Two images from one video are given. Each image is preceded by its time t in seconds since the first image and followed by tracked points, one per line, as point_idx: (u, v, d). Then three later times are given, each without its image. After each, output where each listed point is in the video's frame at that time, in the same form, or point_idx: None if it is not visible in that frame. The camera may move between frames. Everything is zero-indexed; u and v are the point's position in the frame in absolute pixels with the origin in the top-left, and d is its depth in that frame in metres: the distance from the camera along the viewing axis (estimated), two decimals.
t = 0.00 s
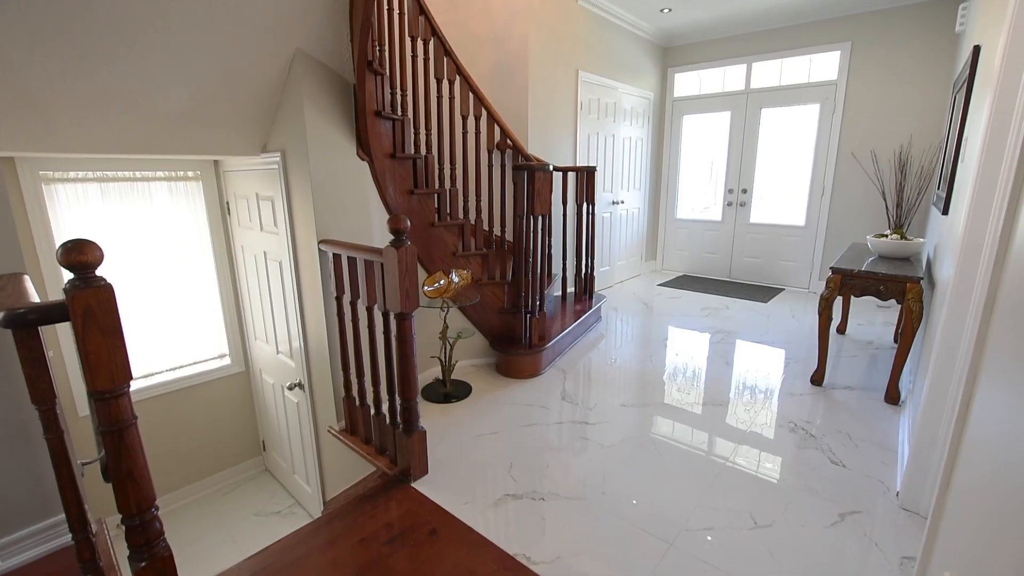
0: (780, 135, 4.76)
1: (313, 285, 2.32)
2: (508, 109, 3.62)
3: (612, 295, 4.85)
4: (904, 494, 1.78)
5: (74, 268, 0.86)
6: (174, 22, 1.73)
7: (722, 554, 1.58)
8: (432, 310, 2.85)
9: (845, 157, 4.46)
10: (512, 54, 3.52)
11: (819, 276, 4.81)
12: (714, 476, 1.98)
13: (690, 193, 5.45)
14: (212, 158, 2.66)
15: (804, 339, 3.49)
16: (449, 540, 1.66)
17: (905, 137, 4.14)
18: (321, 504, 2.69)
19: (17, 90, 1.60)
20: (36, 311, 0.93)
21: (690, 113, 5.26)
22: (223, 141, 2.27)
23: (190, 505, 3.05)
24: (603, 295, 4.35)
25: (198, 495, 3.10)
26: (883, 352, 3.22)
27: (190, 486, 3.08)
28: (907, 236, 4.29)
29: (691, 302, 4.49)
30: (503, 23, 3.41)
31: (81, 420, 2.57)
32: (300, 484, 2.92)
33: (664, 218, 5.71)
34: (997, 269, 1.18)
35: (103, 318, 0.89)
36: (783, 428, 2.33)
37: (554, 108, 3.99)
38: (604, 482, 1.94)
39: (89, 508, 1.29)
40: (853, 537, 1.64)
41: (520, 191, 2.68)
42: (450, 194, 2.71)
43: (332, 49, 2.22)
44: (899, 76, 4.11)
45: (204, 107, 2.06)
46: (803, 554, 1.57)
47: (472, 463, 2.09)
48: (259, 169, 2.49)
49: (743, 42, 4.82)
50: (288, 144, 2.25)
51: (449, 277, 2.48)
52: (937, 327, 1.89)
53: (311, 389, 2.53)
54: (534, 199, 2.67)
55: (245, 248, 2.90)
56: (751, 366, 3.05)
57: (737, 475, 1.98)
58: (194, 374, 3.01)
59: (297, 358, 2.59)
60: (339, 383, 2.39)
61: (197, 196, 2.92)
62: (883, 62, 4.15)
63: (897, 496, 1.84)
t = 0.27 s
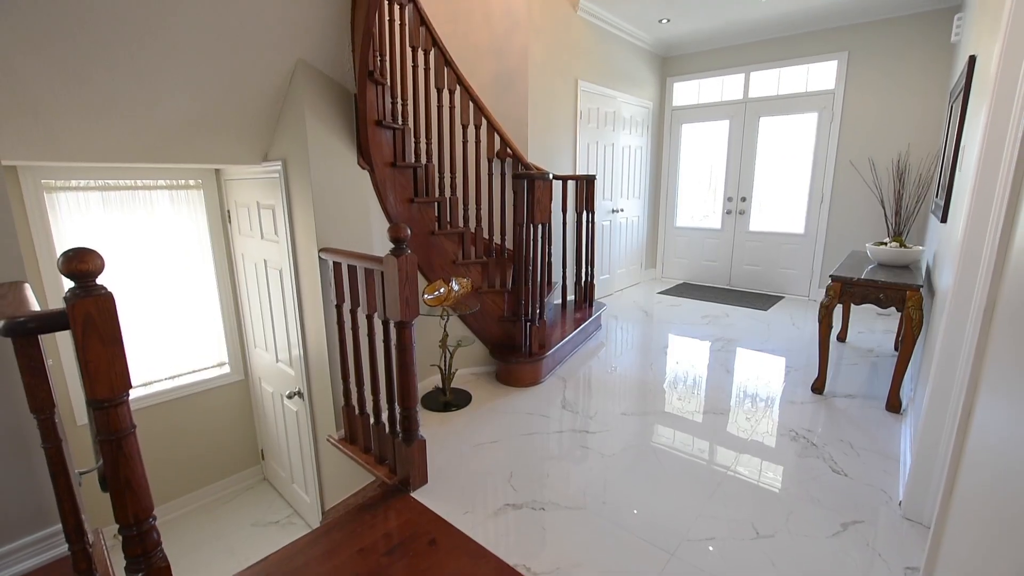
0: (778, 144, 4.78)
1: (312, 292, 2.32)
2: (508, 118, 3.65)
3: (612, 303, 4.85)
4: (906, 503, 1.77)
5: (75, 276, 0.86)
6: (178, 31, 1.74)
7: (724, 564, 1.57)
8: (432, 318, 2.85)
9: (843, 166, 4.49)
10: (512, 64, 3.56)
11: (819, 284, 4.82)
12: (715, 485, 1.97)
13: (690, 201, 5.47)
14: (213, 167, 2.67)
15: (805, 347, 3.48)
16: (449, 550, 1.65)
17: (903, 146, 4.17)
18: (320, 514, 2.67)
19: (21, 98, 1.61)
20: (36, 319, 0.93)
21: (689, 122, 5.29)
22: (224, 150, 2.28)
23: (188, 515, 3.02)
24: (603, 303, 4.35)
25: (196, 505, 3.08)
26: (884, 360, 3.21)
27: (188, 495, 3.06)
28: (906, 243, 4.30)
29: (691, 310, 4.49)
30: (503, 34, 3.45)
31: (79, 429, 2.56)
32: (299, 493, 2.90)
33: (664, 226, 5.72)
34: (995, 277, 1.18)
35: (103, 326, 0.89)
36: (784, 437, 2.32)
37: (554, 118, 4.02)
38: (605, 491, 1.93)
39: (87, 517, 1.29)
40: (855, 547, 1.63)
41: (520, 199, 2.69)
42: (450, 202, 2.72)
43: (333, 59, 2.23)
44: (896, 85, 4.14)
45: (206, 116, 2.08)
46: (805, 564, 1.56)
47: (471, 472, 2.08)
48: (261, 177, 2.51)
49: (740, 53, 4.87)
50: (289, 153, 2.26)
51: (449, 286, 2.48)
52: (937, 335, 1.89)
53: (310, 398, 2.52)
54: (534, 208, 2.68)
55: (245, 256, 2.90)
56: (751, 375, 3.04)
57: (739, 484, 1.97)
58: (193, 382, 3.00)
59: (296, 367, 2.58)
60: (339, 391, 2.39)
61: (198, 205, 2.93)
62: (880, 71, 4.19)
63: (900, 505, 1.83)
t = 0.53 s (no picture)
0: (777, 154, 4.82)
1: (312, 302, 2.32)
2: (508, 129, 3.68)
3: (612, 312, 4.85)
4: (910, 514, 1.75)
5: (76, 287, 0.86)
6: (182, 43, 1.76)
7: None
8: (432, 327, 2.85)
9: (842, 176, 4.51)
10: (513, 76, 3.60)
11: (819, 293, 4.82)
12: (717, 495, 1.95)
13: (689, 210, 5.49)
14: (215, 178, 2.69)
15: (805, 357, 3.48)
16: (448, 562, 1.63)
17: (901, 156, 4.19)
18: (318, 525, 2.65)
19: (24, 107, 1.62)
20: (36, 329, 0.93)
21: (688, 132, 5.33)
22: (226, 160, 2.29)
23: (184, 526, 3.00)
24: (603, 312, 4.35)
25: (193, 516, 3.05)
26: (885, 369, 3.20)
27: (185, 506, 3.03)
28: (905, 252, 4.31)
29: (691, 320, 4.49)
30: (503, 46, 3.49)
31: (77, 439, 2.56)
32: (297, 504, 2.88)
33: (663, 235, 5.74)
34: (995, 286, 1.19)
35: (103, 336, 0.89)
36: (786, 447, 2.31)
37: (554, 129, 4.05)
38: (605, 502, 1.92)
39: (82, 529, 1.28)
40: (859, 559, 1.61)
41: (520, 209, 2.70)
42: (451, 212, 2.73)
43: (335, 71, 2.25)
44: (893, 96, 4.17)
45: (208, 127, 2.09)
46: None
47: (471, 483, 2.07)
48: (262, 187, 2.52)
49: (738, 64, 4.92)
50: (290, 163, 2.28)
51: (449, 295, 2.48)
52: (938, 344, 1.88)
53: (309, 408, 2.51)
54: (534, 218, 2.69)
55: (246, 266, 2.91)
56: (752, 384, 3.03)
57: (741, 495, 1.95)
58: (192, 392, 2.99)
59: (296, 377, 2.57)
60: (338, 402, 2.38)
61: (199, 214, 2.94)
62: (876, 82, 4.23)
63: (903, 516, 1.81)
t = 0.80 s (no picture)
0: (775, 163, 4.84)
1: (312, 310, 2.32)
2: (508, 139, 3.71)
3: (611, 320, 4.84)
4: (913, 524, 1.74)
5: (77, 296, 0.86)
6: (186, 52, 1.78)
7: None
8: (432, 336, 2.84)
9: (840, 185, 4.53)
10: (512, 86, 3.63)
11: (820, 302, 4.81)
12: (719, 506, 1.94)
13: (689, 219, 5.51)
14: (217, 187, 2.70)
15: (806, 366, 3.47)
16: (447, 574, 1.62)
17: (899, 165, 4.21)
18: (317, 536, 2.62)
19: (29, 116, 1.63)
20: (36, 338, 0.93)
21: (687, 141, 5.36)
22: (227, 170, 2.31)
23: (182, 537, 2.97)
24: (603, 321, 4.34)
25: (190, 527, 3.03)
26: (887, 378, 3.19)
27: (182, 517, 3.01)
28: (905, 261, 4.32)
29: (691, 328, 4.49)
30: (503, 57, 3.55)
31: (75, 448, 2.55)
32: (296, 515, 2.86)
33: (663, 244, 5.75)
34: (995, 291, 1.19)
35: (103, 344, 0.89)
36: (787, 456, 2.30)
37: (554, 138, 4.08)
38: (606, 513, 1.90)
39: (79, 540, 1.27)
40: (862, 570, 1.59)
41: (521, 218, 2.71)
42: (451, 221, 2.74)
43: (337, 81, 2.28)
44: (890, 106, 4.20)
45: (210, 137, 2.11)
46: None
47: (471, 493, 2.06)
48: (263, 197, 2.53)
49: (736, 75, 4.97)
50: (291, 173, 2.29)
51: (449, 304, 2.48)
52: (938, 353, 1.88)
53: (308, 417, 2.50)
54: (534, 227, 2.70)
55: (246, 275, 2.92)
56: (753, 393, 3.02)
57: (742, 505, 1.94)
58: (191, 402, 2.98)
59: (295, 386, 2.57)
60: (338, 411, 2.37)
61: (201, 224, 2.95)
62: (873, 92, 4.26)
63: (906, 527, 1.79)
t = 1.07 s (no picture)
0: (774, 174, 4.87)
1: (312, 321, 2.31)
2: (508, 151, 3.74)
3: (611, 331, 4.84)
4: (917, 538, 1.72)
5: (78, 307, 0.86)
6: (190, 65, 1.80)
7: None
8: (432, 347, 2.84)
9: (838, 196, 4.56)
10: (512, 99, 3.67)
11: (820, 312, 4.81)
12: (721, 519, 1.92)
13: (688, 230, 5.53)
14: (219, 199, 2.71)
15: (808, 377, 3.45)
16: None
17: (896, 176, 4.24)
18: (314, 550, 2.59)
19: (35, 127, 1.65)
20: (35, 350, 0.93)
21: (686, 153, 5.40)
22: (229, 181, 2.32)
23: (178, 551, 2.94)
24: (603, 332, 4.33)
25: (186, 540, 2.99)
26: (888, 389, 3.18)
27: (179, 531, 2.97)
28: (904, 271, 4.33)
29: (692, 339, 4.48)
30: (502, 69, 3.59)
31: (71, 461, 2.53)
32: (293, 528, 2.83)
33: (663, 254, 5.76)
34: (995, 301, 1.20)
35: (102, 356, 0.88)
36: (789, 468, 2.28)
37: (554, 150, 4.11)
38: (608, 526, 1.89)
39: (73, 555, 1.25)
40: None
41: (521, 229, 2.72)
42: (451, 233, 2.75)
43: (339, 94, 2.30)
44: (887, 118, 4.24)
45: (212, 149, 2.13)
46: None
47: (471, 505, 2.04)
48: (264, 208, 2.54)
49: (734, 87, 5.02)
50: (292, 185, 2.30)
51: (449, 315, 2.48)
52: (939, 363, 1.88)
53: (307, 428, 2.49)
54: (534, 238, 2.71)
55: (246, 286, 2.92)
56: (754, 404, 3.01)
57: (745, 518, 1.92)
58: (189, 413, 2.96)
59: (294, 397, 2.56)
60: (337, 424, 2.36)
61: (202, 235, 2.96)
62: (870, 105, 4.30)
63: (911, 540, 1.78)
